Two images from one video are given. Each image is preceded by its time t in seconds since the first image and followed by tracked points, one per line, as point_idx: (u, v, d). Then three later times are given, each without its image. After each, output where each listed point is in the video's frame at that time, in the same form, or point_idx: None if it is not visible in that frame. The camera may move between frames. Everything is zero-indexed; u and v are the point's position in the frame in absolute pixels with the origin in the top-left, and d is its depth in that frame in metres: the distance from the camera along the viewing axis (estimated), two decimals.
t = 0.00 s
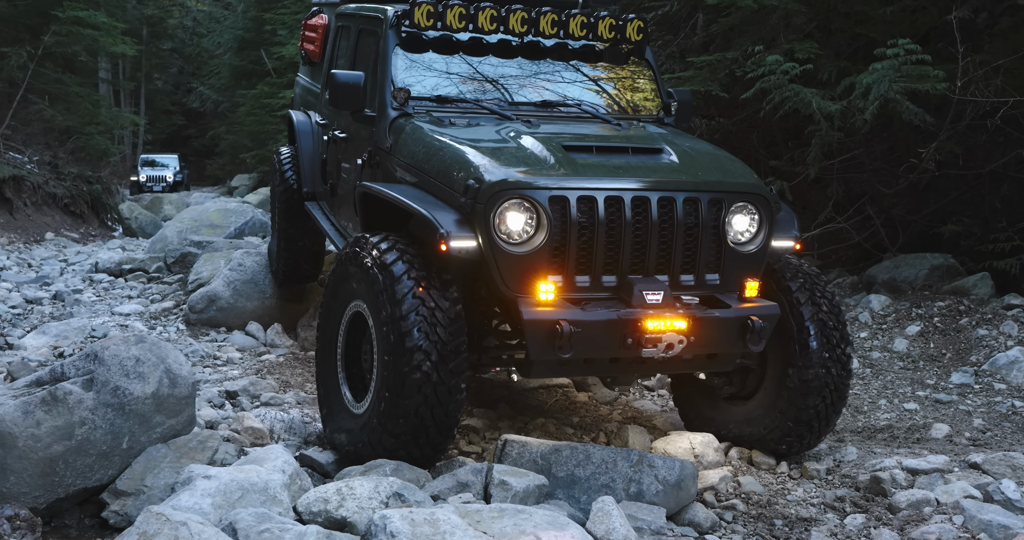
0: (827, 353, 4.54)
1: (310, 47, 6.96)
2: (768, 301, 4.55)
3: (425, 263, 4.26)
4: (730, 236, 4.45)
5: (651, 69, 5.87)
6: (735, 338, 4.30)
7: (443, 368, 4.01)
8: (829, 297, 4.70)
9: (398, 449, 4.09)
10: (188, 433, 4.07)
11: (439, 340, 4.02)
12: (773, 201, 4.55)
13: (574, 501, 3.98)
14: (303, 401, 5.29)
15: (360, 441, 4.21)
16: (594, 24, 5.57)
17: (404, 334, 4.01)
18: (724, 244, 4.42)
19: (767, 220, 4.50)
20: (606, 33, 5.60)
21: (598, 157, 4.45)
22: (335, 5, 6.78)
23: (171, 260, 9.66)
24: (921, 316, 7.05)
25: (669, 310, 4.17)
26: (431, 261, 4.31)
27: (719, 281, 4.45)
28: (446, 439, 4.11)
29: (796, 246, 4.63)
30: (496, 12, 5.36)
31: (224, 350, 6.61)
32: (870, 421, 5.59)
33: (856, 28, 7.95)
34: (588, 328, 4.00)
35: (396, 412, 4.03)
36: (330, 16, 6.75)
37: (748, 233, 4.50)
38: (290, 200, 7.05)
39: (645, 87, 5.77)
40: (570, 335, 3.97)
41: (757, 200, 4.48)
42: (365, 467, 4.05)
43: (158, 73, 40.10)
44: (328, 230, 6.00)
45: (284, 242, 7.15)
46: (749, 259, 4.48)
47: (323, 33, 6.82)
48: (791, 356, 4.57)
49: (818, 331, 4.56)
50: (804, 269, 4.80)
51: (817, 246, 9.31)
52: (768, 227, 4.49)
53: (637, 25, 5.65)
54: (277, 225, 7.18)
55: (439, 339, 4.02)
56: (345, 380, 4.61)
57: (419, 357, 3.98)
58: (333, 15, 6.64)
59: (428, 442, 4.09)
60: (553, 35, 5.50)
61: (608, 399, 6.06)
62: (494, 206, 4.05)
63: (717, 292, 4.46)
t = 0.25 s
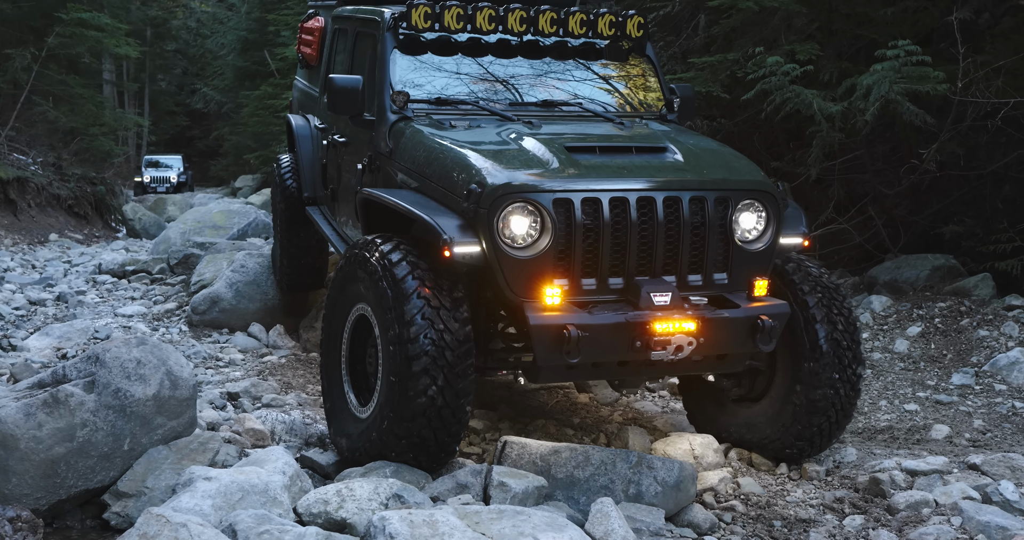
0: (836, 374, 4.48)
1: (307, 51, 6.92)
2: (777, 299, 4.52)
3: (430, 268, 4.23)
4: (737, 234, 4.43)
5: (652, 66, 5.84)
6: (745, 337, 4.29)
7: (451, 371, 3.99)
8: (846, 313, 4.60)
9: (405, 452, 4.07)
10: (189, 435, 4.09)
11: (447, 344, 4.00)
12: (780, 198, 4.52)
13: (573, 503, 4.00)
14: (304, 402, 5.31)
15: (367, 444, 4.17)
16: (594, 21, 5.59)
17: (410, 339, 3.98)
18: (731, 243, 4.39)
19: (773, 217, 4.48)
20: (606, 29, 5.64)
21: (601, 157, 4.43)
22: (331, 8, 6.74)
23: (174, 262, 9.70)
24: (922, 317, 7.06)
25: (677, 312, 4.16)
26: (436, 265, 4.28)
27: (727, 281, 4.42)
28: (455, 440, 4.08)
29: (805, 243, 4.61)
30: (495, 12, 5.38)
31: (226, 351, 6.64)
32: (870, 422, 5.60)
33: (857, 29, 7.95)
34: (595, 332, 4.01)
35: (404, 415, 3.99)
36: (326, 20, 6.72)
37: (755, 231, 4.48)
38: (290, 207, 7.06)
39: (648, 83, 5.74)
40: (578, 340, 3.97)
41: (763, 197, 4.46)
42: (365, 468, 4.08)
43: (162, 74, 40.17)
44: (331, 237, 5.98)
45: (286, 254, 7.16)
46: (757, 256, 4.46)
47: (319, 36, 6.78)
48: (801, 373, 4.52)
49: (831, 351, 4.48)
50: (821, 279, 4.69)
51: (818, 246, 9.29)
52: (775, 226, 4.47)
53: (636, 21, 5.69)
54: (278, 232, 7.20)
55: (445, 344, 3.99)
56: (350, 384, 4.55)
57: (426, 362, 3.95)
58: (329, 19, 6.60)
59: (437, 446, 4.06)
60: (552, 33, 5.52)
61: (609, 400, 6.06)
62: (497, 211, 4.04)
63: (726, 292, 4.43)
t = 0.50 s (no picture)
0: (843, 393, 4.41)
1: (301, 61, 6.93)
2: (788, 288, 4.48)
3: (435, 267, 4.15)
4: (745, 224, 4.41)
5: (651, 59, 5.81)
6: (758, 328, 4.25)
7: (461, 365, 3.93)
8: (863, 332, 4.48)
9: (416, 454, 3.98)
10: (191, 436, 4.12)
11: (455, 341, 3.93)
12: (787, 185, 4.50)
13: (573, 503, 4.03)
14: (305, 403, 5.33)
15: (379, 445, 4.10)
16: (589, 16, 5.56)
17: (417, 339, 3.91)
18: (739, 232, 4.37)
19: (781, 205, 4.45)
20: (602, 24, 5.61)
21: (603, 152, 4.41)
22: (324, 17, 6.73)
23: (177, 263, 9.73)
24: (923, 318, 7.07)
25: (688, 304, 4.12)
26: (439, 265, 4.21)
27: (737, 271, 4.38)
28: (462, 444, 4.02)
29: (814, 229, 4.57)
30: (490, 11, 5.34)
31: (229, 352, 6.66)
32: (871, 422, 5.61)
33: (858, 30, 7.96)
34: (605, 328, 3.96)
35: (414, 411, 3.92)
36: (320, 29, 6.72)
37: (763, 220, 4.45)
38: (291, 217, 6.95)
39: (646, 76, 5.70)
40: (588, 337, 3.92)
41: (769, 185, 4.43)
42: (366, 470, 4.12)
43: (165, 75, 40.25)
44: (333, 245, 5.97)
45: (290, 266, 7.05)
46: (766, 245, 4.43)
47: (313, 46, 6.77)
48: (810, 388, 4.47)
49: (842, 371, 4.40)
50: (842, 292, 4.57)
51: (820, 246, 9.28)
52: (783, 214, 4.45)
53: (633, 14, 5.67)
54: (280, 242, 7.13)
55: (453, 342, 3.93)
56: (356, 388, 4.48)
57: (434, 360, 3.88)
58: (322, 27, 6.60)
59: (448, 444, 3.97)
60: (548, 31, 5.47)
61: (610, 400, 6.06)
62: (500, 210, 3.99)
63: (736, 283, 4.40)
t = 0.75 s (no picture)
0: (850, 412, 4.42)
1: (294, 70, 6.91)
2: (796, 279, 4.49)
3: (437, 270, 4.12)
4: (749, 216, 4.42)
5: (647, 54, 5.82)
6: (766, 320, 4.26)
7: (466, 367, 3.90)
8: (876, 351, 4.44)
9: (425, 459, 3.96)
10: (193, 435, 4.15)
11: (461, 342, 3.91)
12: (788, 174, 4.51)
13: (572, 502, 4.05)
14: (306, 403, 5.36)
15: (382, 454, 4.09)
16: (582, 13, 5.57)
17: (422, 342, 3.89)
18: (743, 224, 4.38)
19: (784, 196, 4.47)
20: (595, 20, 5.62)
21: (603, 149, 4.41)
22: (315, 25, 6.73)
23: (180, 264, 9.77)
24: (923, 318, 7.09)
25: (695, 300, 4.12)
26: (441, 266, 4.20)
27: (742, 265, 4.40)
28: (470, 448, 3.99)
29: (819, 219, 4.60)
30: (482, 12, 5.35)
31: (231, 352, 6.70)
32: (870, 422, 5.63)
33: (858, 30, 7.98)
34: (611, 328, 3.96)
35: (418, 414, 3.89)
36: (313, 38, 6.72)
37: (767, 211, 4.46)
38: (290, 227, 6.94)
39: (642, 73, 5.69)
40: (594, 337, 3.92)
41: (772, 176, 4.45)
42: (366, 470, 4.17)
43: (169, 76, 40.31)
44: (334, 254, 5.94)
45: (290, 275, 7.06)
46: (771, 236, 4.45)
47: (305, 55, 6.78)
48: (816, 402, 4.47)
49: (852, 391, 4.39)
50: (858, 306, 4.49)
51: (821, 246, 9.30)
52: (787, 204, 4.46)
53: (626, 10, 5.67)
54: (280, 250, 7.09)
55: (459, 344, 3.91)
56: (361, 395, 4.47)
57: (439, 364, 3.86)
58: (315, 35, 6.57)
59: (456, 447, 3.95)
60: (541, 29, 5.49)
61: (610, 400, 6.08)
62: (501, 211, 3.98)
63: (742, 276, 4.41)
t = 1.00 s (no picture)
0: (848, 424, 4.40)
1: (288, 77, 6.82)
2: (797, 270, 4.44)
3: (434, 272, 4.10)
4: (747, 208, 4.39)
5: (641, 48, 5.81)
6: (768, 313, 4.20)
7: (466, 368, 3.89)
8: (882, 368, 4.39)
9: (425, 462, 3.96)
10: (193, 435, 4.19)
11: (458, 341, 3.90)
12: (786, 164, 4.48)
13: (568, 501, 4.09)
14: (306, 403, 5.39)
15: (381, 456, 4.10)
16: (573, 9, 5.56)
17: (420, 344, 3.87)
18: (742, 217, 4.35)
19: (782, 186, 4.44)
20: (587, 15, 5.61)
21: (598, 144, 4.38)
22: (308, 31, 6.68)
23: (182, 264, 9.81)
24: (921, 318, 7.11)
25: (694, 294, 4.07)
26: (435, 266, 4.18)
27: (742, 257, 4.38)
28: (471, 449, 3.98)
29: (818, 208, 4.58)
30: (472, 11, 5.33)
31: (232, 352, 6.73)
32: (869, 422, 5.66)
33: (858, 31, 8.00)
34: (610, 325, 3.91)
35: (417, 416, 3.89)
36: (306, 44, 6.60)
37: (766, 202, 4.44)
38: (290, 236, 7.03)
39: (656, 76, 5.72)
40: (594, 335, 3.87)
41: (770, 166, 4.42)
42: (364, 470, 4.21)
43: (172, 76, 40.37)
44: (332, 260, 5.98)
45: (291, 279, 7.11)
46: (770, 227, 4.42)
47: (299, 61, 6.67)
48: (816, 412, 4.45)
49: (852, 405, 4.35)
50: (868, 319, 4.42)
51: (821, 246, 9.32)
52: (786, 194, 4.44)
53: (618, 4, 5.66)
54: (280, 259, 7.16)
55: (458, 344, 3.89)
56: (360, 397, 4.49)
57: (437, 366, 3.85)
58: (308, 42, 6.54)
59: (457, 448, 3.95)
60: (533, 26, 5.49)
61: (609, 400, 6.10)
62: (495, 211, 3.94)
63: (743, 269, 4.38)
